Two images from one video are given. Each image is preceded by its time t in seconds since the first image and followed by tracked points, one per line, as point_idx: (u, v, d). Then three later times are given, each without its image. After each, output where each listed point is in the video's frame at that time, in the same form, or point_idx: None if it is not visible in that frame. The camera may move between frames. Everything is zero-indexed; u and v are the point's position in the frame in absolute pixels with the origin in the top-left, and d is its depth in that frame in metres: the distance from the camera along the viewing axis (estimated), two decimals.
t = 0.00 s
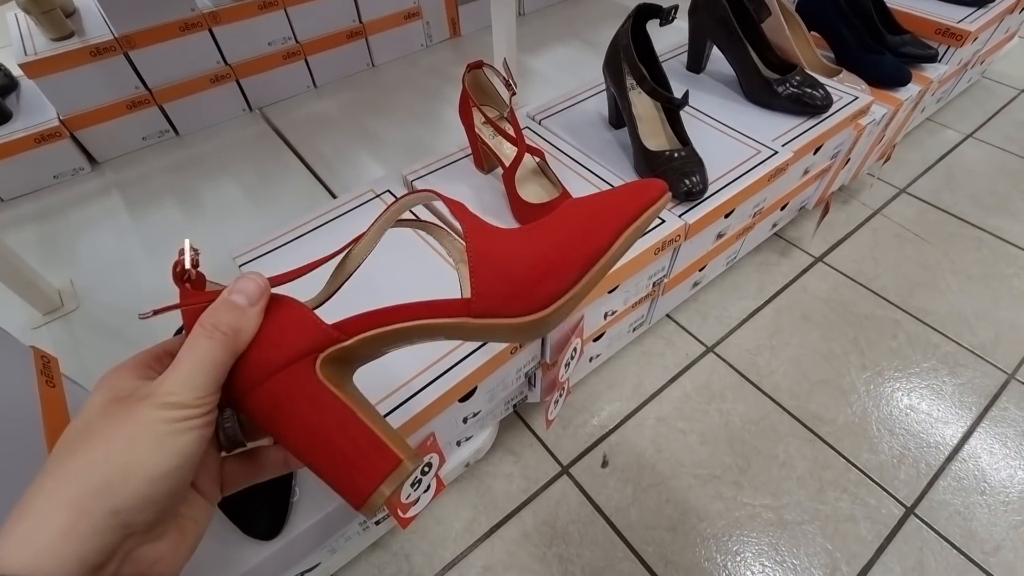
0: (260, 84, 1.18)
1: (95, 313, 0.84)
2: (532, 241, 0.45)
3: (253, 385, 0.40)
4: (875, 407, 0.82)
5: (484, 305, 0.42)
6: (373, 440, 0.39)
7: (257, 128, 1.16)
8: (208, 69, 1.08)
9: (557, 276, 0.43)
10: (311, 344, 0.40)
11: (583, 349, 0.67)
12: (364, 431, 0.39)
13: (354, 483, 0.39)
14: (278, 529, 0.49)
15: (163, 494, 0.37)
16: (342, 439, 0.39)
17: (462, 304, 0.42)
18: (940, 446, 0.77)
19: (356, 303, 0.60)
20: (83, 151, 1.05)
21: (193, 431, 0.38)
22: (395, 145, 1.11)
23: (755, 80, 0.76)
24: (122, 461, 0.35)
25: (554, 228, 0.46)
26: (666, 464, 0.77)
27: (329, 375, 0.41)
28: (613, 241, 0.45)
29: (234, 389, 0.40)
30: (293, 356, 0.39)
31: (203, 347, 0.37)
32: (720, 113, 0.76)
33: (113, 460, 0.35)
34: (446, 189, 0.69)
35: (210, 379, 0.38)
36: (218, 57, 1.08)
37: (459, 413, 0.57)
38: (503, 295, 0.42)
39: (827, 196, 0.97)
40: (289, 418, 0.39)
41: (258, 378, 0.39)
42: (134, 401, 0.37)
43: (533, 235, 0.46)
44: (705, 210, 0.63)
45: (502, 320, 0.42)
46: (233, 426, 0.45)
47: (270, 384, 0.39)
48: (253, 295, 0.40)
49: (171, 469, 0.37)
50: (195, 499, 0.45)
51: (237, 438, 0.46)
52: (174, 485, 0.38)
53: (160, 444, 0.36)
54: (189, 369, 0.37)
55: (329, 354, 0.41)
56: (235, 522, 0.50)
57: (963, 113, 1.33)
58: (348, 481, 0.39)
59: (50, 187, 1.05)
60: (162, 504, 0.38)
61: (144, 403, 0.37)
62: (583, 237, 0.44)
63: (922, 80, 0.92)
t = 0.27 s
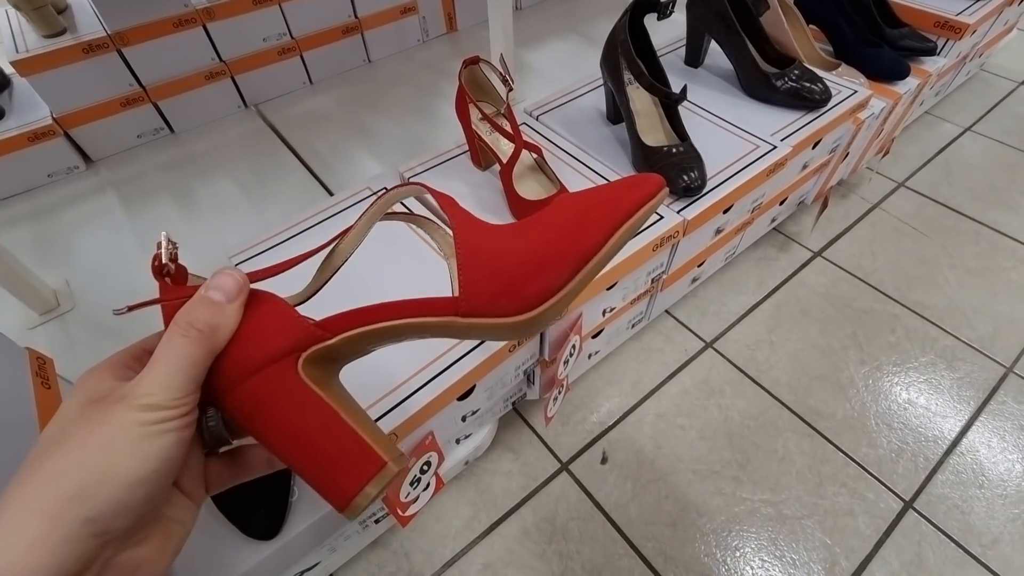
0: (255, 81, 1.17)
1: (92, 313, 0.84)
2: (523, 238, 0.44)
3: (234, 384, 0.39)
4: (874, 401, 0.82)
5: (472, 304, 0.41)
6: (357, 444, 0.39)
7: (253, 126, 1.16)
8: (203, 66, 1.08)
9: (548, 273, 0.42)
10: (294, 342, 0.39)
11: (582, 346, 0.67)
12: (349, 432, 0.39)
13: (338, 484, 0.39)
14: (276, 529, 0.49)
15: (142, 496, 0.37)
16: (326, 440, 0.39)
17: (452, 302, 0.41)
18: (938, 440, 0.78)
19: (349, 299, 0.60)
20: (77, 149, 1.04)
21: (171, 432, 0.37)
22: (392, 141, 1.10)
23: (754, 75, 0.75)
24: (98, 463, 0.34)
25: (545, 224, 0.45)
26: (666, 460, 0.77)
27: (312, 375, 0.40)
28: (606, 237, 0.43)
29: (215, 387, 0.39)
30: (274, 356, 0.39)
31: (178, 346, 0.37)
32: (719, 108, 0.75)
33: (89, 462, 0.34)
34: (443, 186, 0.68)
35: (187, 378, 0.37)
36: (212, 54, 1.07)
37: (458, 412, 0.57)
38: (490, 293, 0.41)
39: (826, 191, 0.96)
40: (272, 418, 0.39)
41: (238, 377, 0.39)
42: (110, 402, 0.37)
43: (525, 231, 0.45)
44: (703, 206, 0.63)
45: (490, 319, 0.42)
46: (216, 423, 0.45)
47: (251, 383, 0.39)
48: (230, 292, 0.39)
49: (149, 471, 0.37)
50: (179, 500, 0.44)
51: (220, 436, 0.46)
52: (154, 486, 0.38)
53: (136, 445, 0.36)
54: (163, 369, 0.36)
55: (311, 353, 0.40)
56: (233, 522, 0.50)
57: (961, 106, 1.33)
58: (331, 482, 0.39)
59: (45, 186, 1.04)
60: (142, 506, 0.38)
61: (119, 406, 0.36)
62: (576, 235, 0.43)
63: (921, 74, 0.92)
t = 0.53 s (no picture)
0: (253, 78, 1.16)
1: (91, 312, 0.83)
2: (520, 251, 0.46)
3: (222, 382, 0.38)
4: (875, 398, 0.82)
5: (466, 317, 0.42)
6: (344, 450, 0.40)
7: (251, 123, 1.15)
8: (200, 63, 1.07)
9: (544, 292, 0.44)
10: (283, 344, 0.39)
11: (583, 344, 0.67)
12: (336, 436, 0.40)
13: (324, 487, 0.39)
14: (278, 529, 0.49)
15: (126, 497, 0.37)
16: (314, 445, 0.39)
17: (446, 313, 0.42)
18: (939, 436, 0.78)
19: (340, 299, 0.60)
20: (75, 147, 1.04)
21: (154, 433, 0.37)
22: (391, 139, 1.10)
23: (755, 70, 0.75)
24: (80, 465, 0.34)
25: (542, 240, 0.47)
26: (667, 457, 0.77)
27: (300, 379, 0.40)
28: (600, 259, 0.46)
29: (201, 384, 0.39)
30: (263, 357, 0.38)
31: (162, 344, 0.36)
32: (720, 104, 0.75)
33: (71, 464, 0.34)
34: (443, 184, 0.68)
35: (172, 378, 0.36)
36: (210, 51, 1.06)
37: (459, 411, 0.57)
38: (485, 306, 0.43)
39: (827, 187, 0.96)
40: (259, 418, 0.39)
41: (226, 376, 0.38)
42: (94, 402, 0.36)
43: (522, 247, 0.47)
44: (705, 203, 0.63)
45: (483, 331, 0.43)
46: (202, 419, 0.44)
47: (239, 383, 0.38)
48: (217, 289, 0.38)
49: (133, 472, 0.36)
50: (164, 499, 0.44)
51: (208, 431, 0.46)
52: (138, 487, 0.37)
53: (119, 446, 0.35)
54: (147, 369, 0.35)
55: (299, 356, 0.40)
56: (234, 523, 0.49)
57: (962, 102, 1.33)
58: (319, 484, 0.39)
59: (42, 184, 1.04)
60: (126, 506, 0.37)
61: (104, 405, 0.36)
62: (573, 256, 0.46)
63: (922, 69, 0.91)
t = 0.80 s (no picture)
0: (250, 75, 1.15)
1: (89, 312, 0.83)
2: (524, 269, 0.46)
3: (222, 387, 0.38)
4: (878, 397, 0.81)
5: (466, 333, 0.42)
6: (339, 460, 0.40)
7: (250, 121, 1.14)
8: (198, 60, 1.06)
9: (547, 311, 0.45)
10: (284, 353, 0.38)
11: (585, 344, 0.66)
12: (331, 446, 0.40)
13: (319, 495, 0.40)
14: (278, 531, 0.49)
15: (121, 504, 0.36)
16: (310, 454, 0.39)
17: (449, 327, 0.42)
18: (943, 436, 0.77)
19: (336, 301, 0.59)
20: (72, 145, 1.03)
21: (150, 439, 0.36)
22: (391, 136, 1.09)
23: (758, 67, 0.74)
24: (76, 471, 0.33)
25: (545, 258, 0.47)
26: (669, 457, 0.76)
27: (298, 387, 0.40)
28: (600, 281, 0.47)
29: (199, 389, 0.38)
30: (261, 365, 0.38)
31: (161, 348, 0.35)
32: (723, 101, 0.74)
33: (65, 468, 0.33)
34: (444, 182, 0.67)
35: (170, 383, 0.36)
36: (208, 47, 1.05)
37: (461, 412, 0.56)
38: (487, 322, 0.43)
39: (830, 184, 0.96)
40: (258, 423, 0.38)
41: (225, 381, 0.38)
42: (90, 405, 0.36)
43: (525, 263, 0.47)
44: (709, 201, 0.62)
45: (482, 347, 0.43)
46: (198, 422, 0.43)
47: (239, 388, 0.38)
48: (218, 294, 0.37)
49: (128, 478, 0.36)
50: (160, 504, 0.44)
51: (203, 431, 0.45)
52: (135, 492, 0.37)
53: (115, 452, 0.35)
54: (145, 373, 0.35)
55: (298, 364, 0.39)
56: (234, 525, 0.49)
57: (965, 99, 1.32)
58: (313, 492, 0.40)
59: (39, 182, 1.03)
60: (123, 512, 0.37)
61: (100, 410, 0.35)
62: (577, 277, 0.46)
63: (926, 65, 0.90)
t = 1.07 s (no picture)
0: (248, 71, 1.14)
1: (86, 311, 0.82)
2: (528, 274, 0.45)
3: (222, 387, 0.37)
4: (881, 396, 0.81)
5: (468, 338, 0.42)
6: (341, 462, 0.39)
7: (248, 118, 1.13)
8: (195, 57, 1.05)
9: (551, 315, 0.44)
10: (285, 355, 0.37)
11: (587, 344, 0.65)
12: (333, 448, 0.39)
13: (317, 500, 0.39)
14: (276, 535, 0.48)
15: (120, 506, 0.36)
16: (310, 457, 0.38)
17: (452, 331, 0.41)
18: (948, 436, 0.76)
19: (335, 297, 0.58)
20: (68, 143, 1.02)
21: (149, 440, 0.35)
22: (389, 134, 1.08)
23: (762, 64, 0.73)
24: (75, 472, 0.33)
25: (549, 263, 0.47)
26: (672, 458, 0.76)
27: (298, 389, 0.39)
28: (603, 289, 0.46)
29: (199, 391, 0.37)
30: (262, 367, 0.37)
31: (161, 349, 0.34)
32: (727, 98, 0.73)
33: (63, 469, 0.33)
34: (444, 181, 0.66)
35: (170, 385, 0.35)
36: (204, 44, 1.04)
37: (462, 414, 0.56)
38: (490, 328, 0.42)
39: (833, 181, 0.95)
40: (259, 424, 0.37)
41: (226, 382, 0.37)
42: (89, 407, 0.35)
43: (529, 268, 0.46)
44: (712, 200, 0.62)
45: (484, 352, 0.42)
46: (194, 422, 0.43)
47: (240, 389, 0.37)
48: (220, 295, 0.36)
49: (128, 480, 0.35)
50: (160, 505, 0.43)
51: (204, 429, 0.45)
52: (135, 494, 0.36)
53: (114, 454, 0.34)
54: (146, 374, 0.34)
55: (300, 367, 0.38)
56: (231, 529, 0.48)
57: (968, 95, 1.31)
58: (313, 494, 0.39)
59: (35, 181, 1.02)
60: (121, 514, 0.36)
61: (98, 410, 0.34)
62: (582, 283, 0.46)
63: (931, 62, 0.89)
